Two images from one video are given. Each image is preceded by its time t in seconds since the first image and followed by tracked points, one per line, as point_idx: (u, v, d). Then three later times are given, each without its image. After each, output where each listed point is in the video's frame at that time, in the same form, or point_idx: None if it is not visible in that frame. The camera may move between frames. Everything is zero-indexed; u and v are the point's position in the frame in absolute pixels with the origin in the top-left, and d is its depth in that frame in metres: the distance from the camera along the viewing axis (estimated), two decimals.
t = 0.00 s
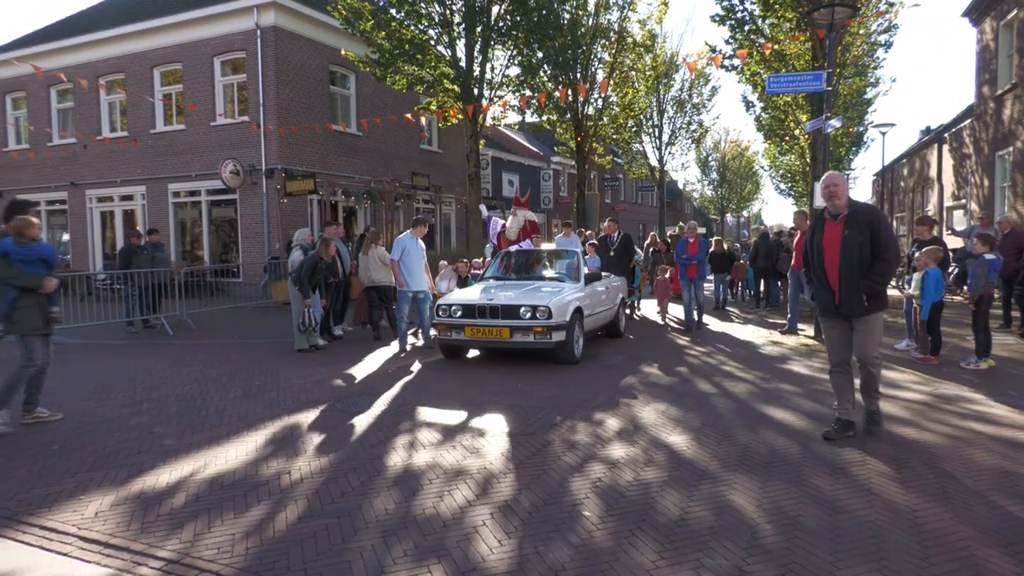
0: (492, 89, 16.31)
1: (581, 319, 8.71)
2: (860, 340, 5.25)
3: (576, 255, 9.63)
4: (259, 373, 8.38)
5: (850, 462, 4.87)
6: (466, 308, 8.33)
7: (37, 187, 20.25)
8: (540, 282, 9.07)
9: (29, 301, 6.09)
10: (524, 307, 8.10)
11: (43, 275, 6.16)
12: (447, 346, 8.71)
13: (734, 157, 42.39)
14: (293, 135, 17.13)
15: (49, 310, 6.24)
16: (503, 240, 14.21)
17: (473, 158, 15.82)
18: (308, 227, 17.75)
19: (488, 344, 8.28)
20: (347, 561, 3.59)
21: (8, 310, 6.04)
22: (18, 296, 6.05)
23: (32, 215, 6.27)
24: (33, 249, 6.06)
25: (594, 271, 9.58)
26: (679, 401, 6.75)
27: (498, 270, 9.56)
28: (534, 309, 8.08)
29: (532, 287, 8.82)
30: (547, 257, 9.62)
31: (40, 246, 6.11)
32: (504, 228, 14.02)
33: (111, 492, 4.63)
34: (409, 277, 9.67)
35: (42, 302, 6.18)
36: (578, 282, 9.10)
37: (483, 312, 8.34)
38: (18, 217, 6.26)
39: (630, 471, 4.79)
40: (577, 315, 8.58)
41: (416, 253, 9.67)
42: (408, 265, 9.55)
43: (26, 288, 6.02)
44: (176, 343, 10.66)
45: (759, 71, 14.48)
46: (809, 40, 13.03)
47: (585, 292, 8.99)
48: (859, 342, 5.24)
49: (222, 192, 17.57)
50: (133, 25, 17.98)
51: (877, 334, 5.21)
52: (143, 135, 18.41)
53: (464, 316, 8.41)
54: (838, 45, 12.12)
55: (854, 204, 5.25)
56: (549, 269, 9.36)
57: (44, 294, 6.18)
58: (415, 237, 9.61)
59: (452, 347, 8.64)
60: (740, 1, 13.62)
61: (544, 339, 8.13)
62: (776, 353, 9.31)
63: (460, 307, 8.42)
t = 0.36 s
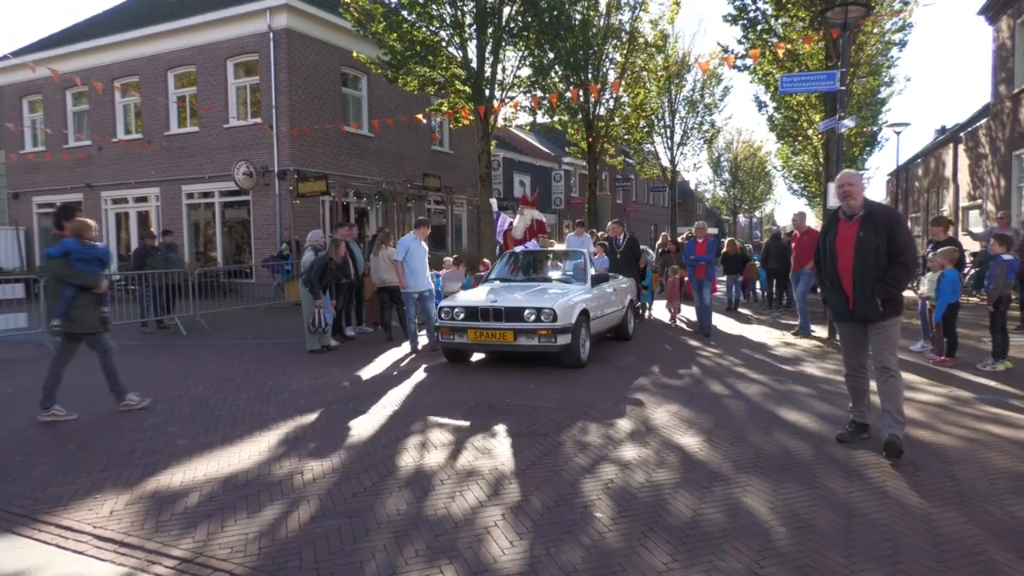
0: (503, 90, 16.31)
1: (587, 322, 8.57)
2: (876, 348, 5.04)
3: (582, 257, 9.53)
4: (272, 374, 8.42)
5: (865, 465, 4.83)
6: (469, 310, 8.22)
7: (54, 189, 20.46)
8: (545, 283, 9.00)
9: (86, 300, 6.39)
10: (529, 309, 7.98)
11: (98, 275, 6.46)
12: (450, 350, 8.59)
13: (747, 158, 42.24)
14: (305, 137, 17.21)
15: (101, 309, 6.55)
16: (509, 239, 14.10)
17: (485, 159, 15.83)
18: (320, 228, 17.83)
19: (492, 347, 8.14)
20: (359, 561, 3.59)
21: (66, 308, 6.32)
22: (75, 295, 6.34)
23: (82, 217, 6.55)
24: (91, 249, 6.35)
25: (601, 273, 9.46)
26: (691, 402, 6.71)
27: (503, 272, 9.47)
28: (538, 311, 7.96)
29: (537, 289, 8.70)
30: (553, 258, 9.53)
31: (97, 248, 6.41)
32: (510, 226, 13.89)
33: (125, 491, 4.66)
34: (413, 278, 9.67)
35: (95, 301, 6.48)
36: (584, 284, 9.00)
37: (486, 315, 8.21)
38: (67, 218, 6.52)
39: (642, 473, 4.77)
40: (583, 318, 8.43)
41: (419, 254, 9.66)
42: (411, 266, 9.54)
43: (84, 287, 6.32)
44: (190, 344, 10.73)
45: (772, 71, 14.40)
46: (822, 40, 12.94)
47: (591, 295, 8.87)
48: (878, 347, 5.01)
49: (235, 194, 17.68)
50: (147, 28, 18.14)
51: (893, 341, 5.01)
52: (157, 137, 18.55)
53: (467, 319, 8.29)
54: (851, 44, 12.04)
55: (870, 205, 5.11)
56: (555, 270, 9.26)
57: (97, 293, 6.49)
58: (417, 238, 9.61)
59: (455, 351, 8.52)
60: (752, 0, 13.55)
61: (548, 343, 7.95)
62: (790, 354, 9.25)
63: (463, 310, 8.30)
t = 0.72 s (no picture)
0: (516, 89, 16.30)
1: (594, 324, 8.34)
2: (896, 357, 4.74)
3: (590, 257, 9.31)
4: (286, 373, 8.47)
5: (882, 466, 4.78)
6: (472, 312, 8.00)
7: (72, 189, 20.68)
8: (552, 284, 8.83)
9: (145, 293, 6.79)
10: (534, 311, 7.74)
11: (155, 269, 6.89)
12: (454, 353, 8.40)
13: (761, 156, 42.01)
14: (319, 137, 17.29)
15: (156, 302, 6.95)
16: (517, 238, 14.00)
17: (498, 159, 15.82)
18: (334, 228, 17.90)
19: (496, 350, 7.93)
20: (373, 560, 3.60)
21: (127, 300, 6.70)
22: (135, 288, 6.73)
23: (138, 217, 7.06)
24: (151, 243, 6.83)
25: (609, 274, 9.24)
26: (705, 403, 6.67)
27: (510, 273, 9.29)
28: (544, 313, 7.71)
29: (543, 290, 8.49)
30: (561, 258, 9.33)
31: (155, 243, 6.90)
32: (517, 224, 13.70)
33: (141, 489, 4.71)
34: (422, 279, 9.61)
35: (152, 294, 6.88)
36: (592, 284, 8.78)
37: (490, 316, 8.01)
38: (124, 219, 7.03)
39: (655, 473, 4.75)
40: (590, 320, 8.21)
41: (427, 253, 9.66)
42: (420, 266, 9.51)
43: (144, 279, 6.73)
44: (206, 343, 10.82)
45: (787, 69, 14.31)
46: (838, 37, 12.84)
47: (599, 296, 8.66)
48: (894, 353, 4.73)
49: (250, 194, 17.78)
50: (164, 30, 18.29)
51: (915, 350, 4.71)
52: (173, 138, 18.70)
53: (470, 320, 8.08)
54: (867, 41, 11.94)
55: (902, 203, 4.84)
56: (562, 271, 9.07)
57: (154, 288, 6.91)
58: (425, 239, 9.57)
59: (458, 353, 8.32)
60: None
61: (554, 346, 7.73)
62: (805, 355, 9.19)
63: (467, 311, 8.10)
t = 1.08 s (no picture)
0: (531, 88, 16.29)
1: (604, 325, 8.14)
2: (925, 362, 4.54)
3: (600, 256, 9.09)
4: (304, 372, 8.52)
5: (903, 467, 4.72)
6: (478, 313, 7.82)
7: (93, 190, 20.95)
8: (559, 284, 8.63)
9: (197, 292, 7.01)
10: (542, 312, 7.55)
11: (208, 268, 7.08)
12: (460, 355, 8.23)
13: (779, 154, 41.68)
14: (336, 137, 17.39)
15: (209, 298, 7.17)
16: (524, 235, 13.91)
17: (513, 157, 15.81)
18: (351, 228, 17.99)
19: (502, 353, 7.74)
20: (390, 558, 3.61)
21: (180, 298, 6.95)
22: (189, 286, 6.96)
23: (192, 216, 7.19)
24: (204, 244, 6.99)
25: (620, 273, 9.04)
26: (723, 402, 6.62)
27: (517, 272, 9.12)
28: (552, 314, 7.52)
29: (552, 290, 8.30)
30: (570, 257, 9.14)
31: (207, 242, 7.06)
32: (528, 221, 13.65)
33: (162, 486, 4.75)
34: (434, 279, 9.63)
35: (204, 292, 7.11)
36: (602, 284, 8.58)
37: (497, 317, 7.82)
38: (177, 218, 7.18)
39: (672, 473, 4.73)
40: (600, 321, 8.01)
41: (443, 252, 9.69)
42: (431, 265, 9.55)
43: (197, 279, 6.94)
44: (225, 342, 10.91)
45: (805, 65, 14.19)
46: (857, 32, 12.69)
47: (609, 295, 8.46)
48: (919, 360, 4.55)
49: (268, 194, 17.91)
50: (182, 32, 18.46)
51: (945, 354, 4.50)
52: (192, 139, 18.88)
53: (476, 322, 7.91)
54: (886, 36, 11.81)
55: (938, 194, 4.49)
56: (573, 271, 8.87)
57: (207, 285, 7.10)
58: (438, 238, 9.62)
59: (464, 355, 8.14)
60: None
61: (562, 347, 7.54)
62: (824, 354, 9.09)
63: (472, 312, 7.93)
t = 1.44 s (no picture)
0: (546, 86, 16.25)
1: (614, 325, 7.94)
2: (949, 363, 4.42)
3: (609, 255, 8.89)
4: (321, 370, 8.57)
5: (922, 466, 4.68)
6: (483, 314, 7.67)
7: (113, 191, 21.20)
8: (567, 283, 8.46)
9: (240, 286, 7.35)
10: (548, 312, 7.38)
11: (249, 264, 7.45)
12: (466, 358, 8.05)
13: (797, 150, 41.35)
14: (352, 137, 17.45)
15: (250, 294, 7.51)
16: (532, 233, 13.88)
17: (528, 156, 15.80)
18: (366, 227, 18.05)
19: (508, 355, 7.57)
20: (406, 556, 3.62)
21: (224, 293, 7.29)
22: (231, 282, 7.30)
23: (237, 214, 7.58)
24: (245, 241, 7.38)
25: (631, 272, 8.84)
26: (739, 401, 6.56)
27: (524, 271, 8.94)
28: (559, 315, 7.35)
29: (559, 290, 8.12)
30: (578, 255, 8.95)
31: (249, 238, 7.46)
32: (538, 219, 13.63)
33: (181, 483, 4.80)
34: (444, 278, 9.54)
35: (247, 288, 7.45)
36: (612, 283, 8.39)
37: (502, 319, 7.65)
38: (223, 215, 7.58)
39: (688, 472, 4.70)
40: (610, 321, 7.81)
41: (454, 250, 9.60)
42: (441, 265, 9.54)
43: (239, 274, 7.28)
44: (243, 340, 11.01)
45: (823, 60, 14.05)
46: (876, 27, 12.54)
47: (619, 295, 8.27)
48: (944, 363, 4.43)
49: (284, 194, 18.03)
50: (199, 33, 18.62)
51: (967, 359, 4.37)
52: (210, 139, 19.03)
53: (481, 323, 7.75)
54: (906, 30, 11.66)
55: (956, 194, 4.33)
56: (582, 269, 8.68)
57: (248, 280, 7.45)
58: (445, 236, 9.57)
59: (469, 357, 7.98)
60: None
61: (570, 349, 7.36)
62: (842, 352, 9.01)
63: (477, 313, 7.78)
